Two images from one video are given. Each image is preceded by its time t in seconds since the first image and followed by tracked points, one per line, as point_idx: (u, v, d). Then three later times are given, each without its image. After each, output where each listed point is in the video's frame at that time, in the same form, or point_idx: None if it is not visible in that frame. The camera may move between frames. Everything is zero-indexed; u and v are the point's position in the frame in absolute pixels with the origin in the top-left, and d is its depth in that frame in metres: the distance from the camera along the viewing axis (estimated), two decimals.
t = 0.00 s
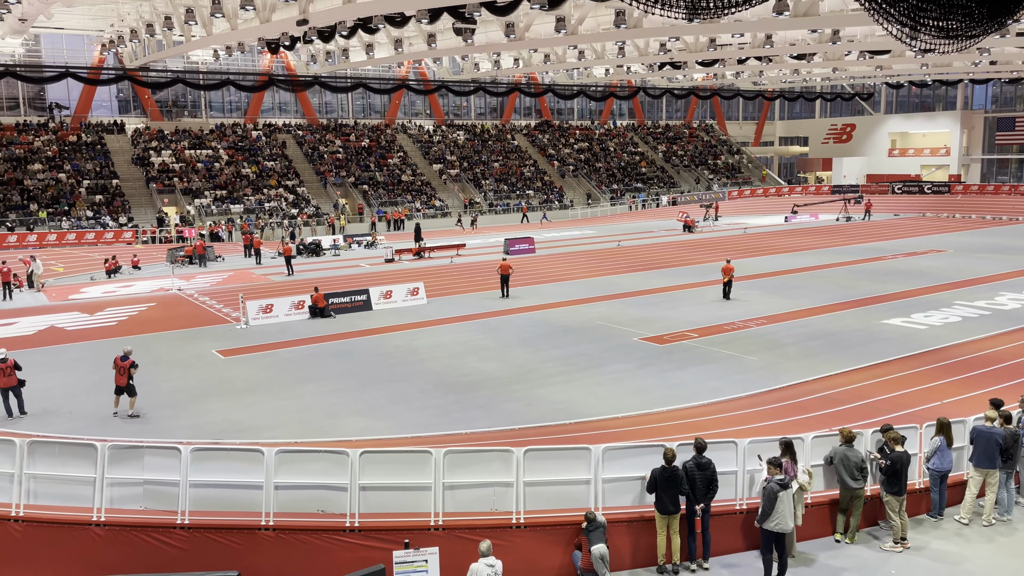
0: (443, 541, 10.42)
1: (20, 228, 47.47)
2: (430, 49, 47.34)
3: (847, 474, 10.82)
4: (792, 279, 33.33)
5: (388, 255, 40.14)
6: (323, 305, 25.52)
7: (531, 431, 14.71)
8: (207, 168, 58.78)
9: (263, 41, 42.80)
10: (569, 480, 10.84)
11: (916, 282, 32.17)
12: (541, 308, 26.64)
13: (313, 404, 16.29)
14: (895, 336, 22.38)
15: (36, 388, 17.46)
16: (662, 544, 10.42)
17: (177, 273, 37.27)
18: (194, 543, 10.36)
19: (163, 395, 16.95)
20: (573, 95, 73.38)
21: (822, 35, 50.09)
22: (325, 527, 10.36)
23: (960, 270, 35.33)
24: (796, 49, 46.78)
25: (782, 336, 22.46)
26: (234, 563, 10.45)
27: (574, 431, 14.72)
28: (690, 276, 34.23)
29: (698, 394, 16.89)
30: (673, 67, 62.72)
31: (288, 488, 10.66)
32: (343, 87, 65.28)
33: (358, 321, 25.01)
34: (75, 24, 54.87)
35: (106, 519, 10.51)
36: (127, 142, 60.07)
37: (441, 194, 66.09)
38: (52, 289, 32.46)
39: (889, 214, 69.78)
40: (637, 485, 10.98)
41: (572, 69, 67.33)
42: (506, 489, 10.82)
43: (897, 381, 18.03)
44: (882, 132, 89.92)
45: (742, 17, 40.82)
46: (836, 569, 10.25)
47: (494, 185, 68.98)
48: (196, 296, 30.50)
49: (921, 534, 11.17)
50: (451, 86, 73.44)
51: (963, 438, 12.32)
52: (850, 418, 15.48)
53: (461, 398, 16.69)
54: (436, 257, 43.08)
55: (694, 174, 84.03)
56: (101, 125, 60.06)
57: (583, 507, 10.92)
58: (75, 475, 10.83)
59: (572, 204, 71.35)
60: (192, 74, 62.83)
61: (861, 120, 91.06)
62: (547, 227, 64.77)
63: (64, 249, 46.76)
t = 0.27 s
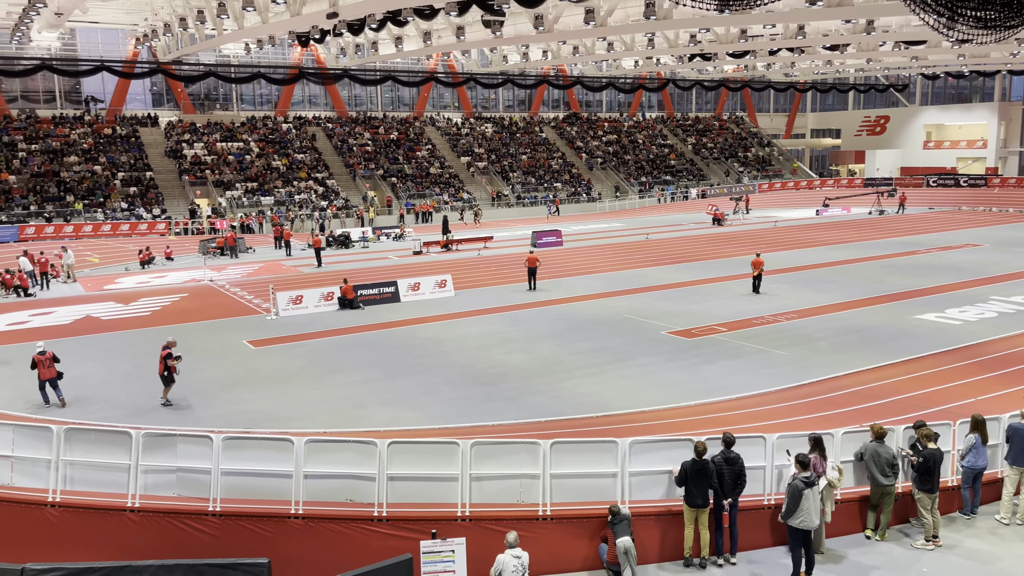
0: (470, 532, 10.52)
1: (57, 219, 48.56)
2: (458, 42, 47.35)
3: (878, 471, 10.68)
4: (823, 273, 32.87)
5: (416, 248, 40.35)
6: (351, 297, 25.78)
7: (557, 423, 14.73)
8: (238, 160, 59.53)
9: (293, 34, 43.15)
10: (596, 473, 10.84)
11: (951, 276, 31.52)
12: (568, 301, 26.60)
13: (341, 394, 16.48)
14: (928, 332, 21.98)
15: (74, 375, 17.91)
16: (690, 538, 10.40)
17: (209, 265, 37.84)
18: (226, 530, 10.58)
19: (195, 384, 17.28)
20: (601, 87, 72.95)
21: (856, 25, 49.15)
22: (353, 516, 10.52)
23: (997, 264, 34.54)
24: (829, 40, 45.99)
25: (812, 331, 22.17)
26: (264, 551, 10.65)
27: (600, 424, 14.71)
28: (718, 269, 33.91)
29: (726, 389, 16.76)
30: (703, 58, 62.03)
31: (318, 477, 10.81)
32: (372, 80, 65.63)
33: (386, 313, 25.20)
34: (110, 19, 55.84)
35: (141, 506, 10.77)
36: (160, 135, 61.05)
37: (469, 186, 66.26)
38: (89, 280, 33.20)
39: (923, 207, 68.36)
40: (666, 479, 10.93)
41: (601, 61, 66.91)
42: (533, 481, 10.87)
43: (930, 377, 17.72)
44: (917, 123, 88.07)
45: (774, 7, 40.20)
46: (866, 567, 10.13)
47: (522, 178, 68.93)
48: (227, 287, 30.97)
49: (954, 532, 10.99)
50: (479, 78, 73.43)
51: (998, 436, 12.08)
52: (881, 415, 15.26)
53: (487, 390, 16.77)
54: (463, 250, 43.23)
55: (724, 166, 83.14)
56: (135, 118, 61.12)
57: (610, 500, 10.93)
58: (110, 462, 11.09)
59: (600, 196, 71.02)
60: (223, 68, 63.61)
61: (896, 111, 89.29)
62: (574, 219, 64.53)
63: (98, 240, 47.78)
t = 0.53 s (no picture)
0: (506, 523, 10.60)
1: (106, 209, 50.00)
2: (498, 34, 47.33)
3: (922, 470, 10.43)
4: (867, 268, 32.14)
5: (454, 240, 40.54)
6: (390, 288, 26.04)
7: (594, 416, 14.71)
8: (280, 153, 60.50)
9: (334, 28, 43.59)
10: (633, 468, 10.80)
11: (1003, 272, 30.56)
12: (606, 295, 26.49)
13: (380, 384, 16.68)
14: (978, 329, 21.36)
15: (122, 363, 18.44)
16: (728, 534, 10.32)
17: (251, 256, 38.56)
18: (267, 516, 10.83)
19: (239, 372, 17.65)
20: (642, 79, 72.26)
21: (906, 14, 47.79)
22: (391, 505, 10.67)
23: None
24: (877, 30, 44.81)
25: (855, 327, 21.73)
26: (305, 537, 10.88)
27: (637, 418, 14.64)
28: (760, 263, 33.39)
29: (766, 384, 16.54)
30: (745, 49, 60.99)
31: (357, 466, 10.97)
32: (412, 73, 66.00)
33: (424, 305, 25.40)
34: (158, 13, 57.06)
35: (186, 490, 11.06)
36: (205, 128, 62.25)
37: (507, 179, 66.31)
38: (136, 270, 34.07)
39: (974, 201, 66.31)
40: (704, 474, 10.85)
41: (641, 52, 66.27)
42: (569, 474, 10.87)
43: (979, 375, 17.22)
44: (969, 115, 85.38)
45: None
46: (908, 568, 9.92)
47: (560, 170, 68.77)
48: (269, 277, 31.52)
49: (1001, 535, 10.69)
50: (518, 71, 73.35)
51: None
52: (927, 413, 14.88)
53: (524, 382, 16.81)
54: (501, 242, 43.31)
55: (766, 159, 81.73)
56: (181, 111, 62.45)
57: (646, 495, 10.88)
58: (155, 447, 11.37)
59: (639, 189, 70.40)
60: (266, 61, 64.58)
61: (946, 102, 86.72)
62: (612, 212, 64.11)
63: (145, 231, 49.03)
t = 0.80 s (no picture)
0: (540, 516, 10.63)
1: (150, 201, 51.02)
2: (536, 27, 47.11)
3: (965, 470, 10.22)
4: (911, 266, 31.43)
5: (490, 234, 40.55)
6: (426, 281, 26.19)
7: (629, 411, 14.66)
8: (319, 146, 61.08)
9: (374, 22, 43.80)
10: (668, 463, 10.72)
11: None
12: (642, 289, 26.32)
13: (415, 376, 16.81)
14: None
15: (165, 351, 18.85)
16: (764, 531, 10.24)
17: (291, 248, 39.06)
18: (304, 504, 11.00)
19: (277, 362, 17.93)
20: (681, 72, 71.50)
21: (955, 4, 46.51)
22: (426, 495, 10.76)
23: None
24: (924, 21, 43.71)
25: (898, 325, 21.29)
26: (340, 525, 11.03)
27: (672, 414, 14.56)
28: (799, 259, 32.87)
29: (804, 381, 16.32)
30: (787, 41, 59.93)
31: (392, 457, 11.07)
32: (450, 66, 66.07)
33: (460, 298, 25.52)
34: (201, 8, 57.95)
35: (225, 478, 11.28)
36: (246, 121, 63.08)
37: (544, 173, 66.22)
38: (180, 260, 34.75)
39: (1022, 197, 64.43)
40: (740, 471, 10.78)
41: (681, 45, 65.53)
42: (603, 469, 10.83)
43: None
44: (1018, 108, 82.90)
45: None
46: (948, 571, 9.71)
47: (597, 164, 68.44)
48: (308, 269, 31.88)
49: None
50: (556, 64, 73.04)
51: None
52: (971, 413, 14.54)
53: (559, 376, 16.81)
54: (537, 236, 43.23)
55: (808, 154, 80.34)
56: (223, 104, 63.37)
57: (681, 491, 10.82)
58: (197, 435, 11.61)
59: (677, 183, 69.70)
60: (306, 55, 65.21)
61: (994, 96, 84.30)
62: (650, 207, 63.53)
63: (187, 222, 50.00)
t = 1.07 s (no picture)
0: (578, 512, 10.59)
1: (197, 194, 52.03)
2: (579, 21, 46.78)
3: (1016, 473, 9.94)
4: (962, 263, 30.55)
5: (531, 228, 40.51)
6: (466, 275, 26.29)
7: (669, 408, 14.56)
8: (362, 140, 61.58)
9: (418, 16, 43.90)
10: (709, 461, 10.62)
11: None
12: (682, 285, 26.08)
13: (455, 369, 16.90)
14: None
15: (210, 341, 19.25)
16: (805, 531, 10.07)
17: (334, 241, 39.51)
18: (344, 494, 11.12)
19: (318, 354, 18.18)
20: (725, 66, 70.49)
21: None
22: (464, 488, 10.80)
23: None
24: (980, 12, 42.38)
25: (947, 324, 20.75)
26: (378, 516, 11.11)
27: (714, 411, 14.42)
28: (846, 256, 32.19)
29: (849, 380, 16.02)
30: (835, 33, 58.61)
31: (431, 449, 11.15)
32: (492, 60, 66.07)
33: (499, 292, 25.58)
34: (247, 4, 58.81)
35: (267, 466, 11.45)
36: (290, 115, 63.89)
37: (584, 167, 65.92)
38: (225, 253, 35.38)
39: None
40: (781, 471, 10.62)
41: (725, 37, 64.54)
42: (642, 465, 10.76)
43: None
44: None
45: None
46: None
47: (638, 158, 67.85)
48: (350, 262, 32.21)
49: None
50: (598, 57, 72.57)
51: None
52: None
53: (598, 371, 16.76)
54: (578, 231, 43.05)
55: (855, 148, 78.52)
56: (268, 99, 64.26)
57: (721, 489, 10.71)
58: (240, 424, 11.81)
59: (720, 178, 68.76)
60: (349, 50, 65.77)
61: None
62: (691, 201, 62.77)
63: (233, 216, 50.92)
